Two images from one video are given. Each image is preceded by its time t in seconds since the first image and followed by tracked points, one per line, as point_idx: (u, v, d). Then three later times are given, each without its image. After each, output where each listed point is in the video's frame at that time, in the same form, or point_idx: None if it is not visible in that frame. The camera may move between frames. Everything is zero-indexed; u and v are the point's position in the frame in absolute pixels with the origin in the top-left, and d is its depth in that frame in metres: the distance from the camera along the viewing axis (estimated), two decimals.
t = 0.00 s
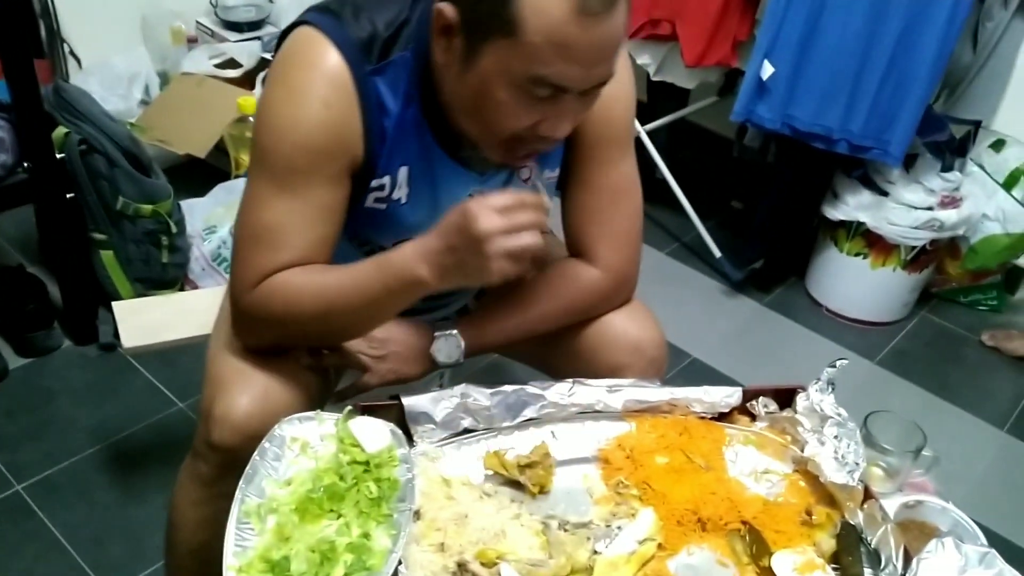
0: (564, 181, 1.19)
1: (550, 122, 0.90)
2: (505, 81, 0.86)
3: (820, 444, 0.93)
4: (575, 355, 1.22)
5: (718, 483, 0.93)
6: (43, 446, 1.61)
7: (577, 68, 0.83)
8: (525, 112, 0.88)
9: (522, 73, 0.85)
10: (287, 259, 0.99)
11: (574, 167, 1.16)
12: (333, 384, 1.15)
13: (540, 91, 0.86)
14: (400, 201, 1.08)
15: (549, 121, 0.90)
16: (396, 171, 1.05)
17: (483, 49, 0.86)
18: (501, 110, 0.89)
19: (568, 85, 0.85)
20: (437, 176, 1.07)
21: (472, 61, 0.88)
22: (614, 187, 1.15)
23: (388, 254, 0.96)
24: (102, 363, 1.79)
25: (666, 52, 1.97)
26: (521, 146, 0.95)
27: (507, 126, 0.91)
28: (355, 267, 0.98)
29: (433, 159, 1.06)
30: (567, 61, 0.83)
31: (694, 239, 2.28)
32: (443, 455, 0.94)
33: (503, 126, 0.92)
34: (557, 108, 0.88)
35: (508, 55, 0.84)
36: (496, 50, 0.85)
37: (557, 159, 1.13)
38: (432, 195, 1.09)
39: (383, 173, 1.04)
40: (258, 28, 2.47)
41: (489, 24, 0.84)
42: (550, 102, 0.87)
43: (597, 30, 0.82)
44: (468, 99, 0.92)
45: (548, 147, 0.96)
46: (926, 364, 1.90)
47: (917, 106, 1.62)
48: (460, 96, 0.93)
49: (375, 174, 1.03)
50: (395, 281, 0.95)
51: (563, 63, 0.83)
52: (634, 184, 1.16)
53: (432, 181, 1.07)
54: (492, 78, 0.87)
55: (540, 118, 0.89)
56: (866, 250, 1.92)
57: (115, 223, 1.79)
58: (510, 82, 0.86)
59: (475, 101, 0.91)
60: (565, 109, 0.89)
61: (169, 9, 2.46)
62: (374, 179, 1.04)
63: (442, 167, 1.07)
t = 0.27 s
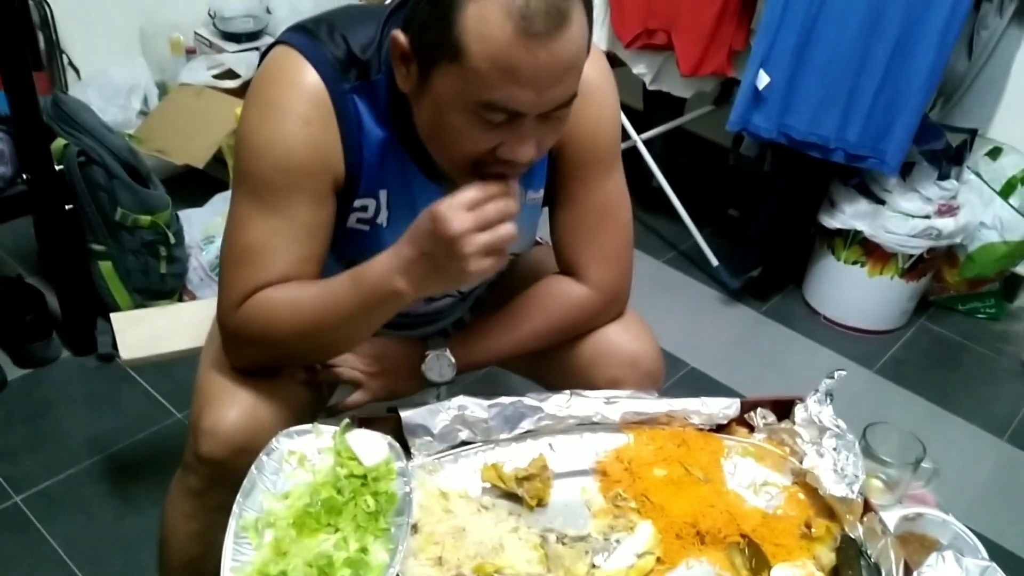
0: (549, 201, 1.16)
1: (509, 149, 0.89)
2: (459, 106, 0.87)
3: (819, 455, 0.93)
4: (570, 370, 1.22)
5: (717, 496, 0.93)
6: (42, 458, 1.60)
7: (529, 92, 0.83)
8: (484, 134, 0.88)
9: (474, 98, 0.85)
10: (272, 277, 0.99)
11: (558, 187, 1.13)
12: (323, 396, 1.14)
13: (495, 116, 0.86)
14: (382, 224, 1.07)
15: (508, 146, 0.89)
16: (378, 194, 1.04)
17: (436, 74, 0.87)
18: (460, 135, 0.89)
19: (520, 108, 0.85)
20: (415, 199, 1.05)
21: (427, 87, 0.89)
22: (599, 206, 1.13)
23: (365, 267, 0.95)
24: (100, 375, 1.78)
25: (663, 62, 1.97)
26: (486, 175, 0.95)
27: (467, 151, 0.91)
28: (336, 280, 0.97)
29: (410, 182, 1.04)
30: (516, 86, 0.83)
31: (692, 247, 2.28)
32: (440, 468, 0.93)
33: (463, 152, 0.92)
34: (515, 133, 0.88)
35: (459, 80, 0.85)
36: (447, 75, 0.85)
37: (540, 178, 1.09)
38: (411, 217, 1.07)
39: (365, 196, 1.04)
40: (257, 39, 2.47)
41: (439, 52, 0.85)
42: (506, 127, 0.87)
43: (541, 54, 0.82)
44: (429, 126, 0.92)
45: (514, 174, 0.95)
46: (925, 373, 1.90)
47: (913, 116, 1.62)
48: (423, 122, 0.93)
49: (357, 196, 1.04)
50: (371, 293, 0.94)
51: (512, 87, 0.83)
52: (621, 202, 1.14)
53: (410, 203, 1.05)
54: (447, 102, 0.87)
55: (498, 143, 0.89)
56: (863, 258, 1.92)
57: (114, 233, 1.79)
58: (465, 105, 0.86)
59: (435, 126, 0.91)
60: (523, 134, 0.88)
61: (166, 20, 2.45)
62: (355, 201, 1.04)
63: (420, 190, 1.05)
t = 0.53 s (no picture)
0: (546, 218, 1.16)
1: (512, 176, 0.89)
2: (462, 138, 0.86)
3: (819, 472, 0.91)
4: (567, 387, 1.21)
5: (717, 513, 0.92)
6: (42, 474, 1.59)
7: (532, 123, 0.83)
8: (487, 165, 0.88)
9: (478, 130, 0.85)
10: (267, 303, 1.00)
11: (557, 205, 1.13)
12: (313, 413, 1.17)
13: (499, 146, 0.86)
14: (381, 245, 1.07)
15: (511, 174, 0.89)
16: (381, 215, 1.04)
17: (437, 108, 0.87)
18: (463, 165, 0.89)
19: (523, 138, 0.85)
20: (416, 219, 1.06)
21: (429, 120, 0.89)
22: (598, 224, 1.13)
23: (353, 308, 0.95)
24: (101, 390, 1.78)
25: (660, 76, 1.97)
26: (487, 201, 0.95)
27: (470, 180, 0.91)
28: (327, 318, 0.98)
29: (410, 205, 1.04)
30: (519, 117, 0.83)
31: (690, 259, 2.27)
32: (440, 486, 0.93)
33: (465, 181, 0.91)
34: (519, 161, 0.88)
35: (461, 113, 0.85)
36: (450, 108, 0.85)
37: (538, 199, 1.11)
38: (411, 237, 1.08)
39: (367, 217, 1.04)
40: (257, 55, 2.49)
41: (440, 86, 0.85)
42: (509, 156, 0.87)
43: (540, 87, 0.82)
44: (431, 155, 0.92)
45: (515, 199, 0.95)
46: (926, 385, 1.89)
47: (910, 129, 1.63)
48: (425, 154, 0.93)
49: (358, 218, 1.03)
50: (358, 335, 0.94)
51: (514, 120, 0.83)
52: (620, 220, 1.14)
53: (411, 224, 1.06)
54: (449, 135, 0.87)
55: (501, 171, 0.89)
56: (862, 270, 1.91)
57: (115, 249, 1.78)
58: (467, 137, 0.86)
59: (437, 157, 0.91)
60: (526, 161, 0.88)
61: (169, 36, 2.43)
62: (356, 221, 1.04)
63: (420, 211, 1.05)
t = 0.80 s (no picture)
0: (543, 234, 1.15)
1: (508, 179, 0.88)
2: (457, 139, 0.86)
3: (821, 493, 0.90)
4: (565, 405, 1.20)
5: (719, 534, 0.91)
6: (42, 491, 1.58)
7: (526, 120, 0.83)
8: (481, 166, 0.87)
9: (472, 129, 0.84)
10: (268, 326, 1.00)
11: (554, 220, 1.12)
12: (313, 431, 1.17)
13: (493, 145, 0.85)
14: (378, 259, 1.06)
15: (507, 178, 0.88)
16: (379, 232, 1.03)
17: (432, 110, 0.86)
18: (458, 169, 0.88)
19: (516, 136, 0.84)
20: (412, 234, 1.04)
21: (423, 123, 0.88)
22: (596, 242, 1.12)
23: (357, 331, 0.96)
24: (101, 407, 1.77)
25: (658, 91, 1.98)
26: (484, 208, 0.93)
27: (465, 185, 0.90)
28: (329, 340, 0.98)
29: (408, 218, 1.03)
30: (512, 114, 0.82)
31: (688, 272, 2.27)
32: (440, 506, 0.92)
33: (460, 186, 0.90)
34: (514, 162, 0.87)
35: (455, 112, 0.84)
36: (444, 108, 0.85)
37: (534, 211, 1.09)
38: (408, 252, 1.06)
39: (367, 233, 1.02)
40: (259, 72, 2.49)
41: (434, 87, 0.85)
42: (504, 156, 0.86)
43: (532, 83, 0.82)
44: (426, 161, 0.91)
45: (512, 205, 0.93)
46: (927, 399, 1.88)
47: (908, 142, 1.63)
48: (421, 160, 0.92)
49: (358, 235, 1.02)
50: (361, 359, 0.95)
51: (507, 117, 0.83)
52: (618, 238, 1.13)
53: (408, 239, 1.05)
54: (443, 137, 0.87)
55: (496, 174, 0.88)
56: (861, 284, 1.91)
57: (118, 266, 1.77)
58: (462, 138, 0.86)
59: (433, 162, 0.90)
60: (522, 162, 0.87)
61: (171, 55, 2.45)
62: (354, 239, 1.02)
63: (417, 225, 1.04)
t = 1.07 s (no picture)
0: (539, 257, 1.14)
1: (498, 175, 0.86)
2: (442, 136, 0.85)
3: (824, 519, 0.89)
4: (560, 429, 1.20)
5: (721, 561, 0.90)
6: (42, 514, 1.56)
7: (508, 108, 0.83)
8: (468, 164, 0.86)
9: (455, 121, 0.84)
10: (266, 351, 0.99)
11: (548, 242, 1.12)
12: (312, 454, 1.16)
13: (478, 138, 0.85)
14: (374, 276, 1.05)
15: (496, 174, 0.86)
16: (372, 249, 1.02)
17: (414, 109, 0.86)
18: (445, 169, 0.87)
19: (498, 125, 0.83)
20: (408, 249, 1.03)
21: (408, 126, 0.88)
22: (592, 265, 1.12)
23: (356, 356, 0.95)
24: (100, 429, 1.76)
25: (653, 112, 1.98)
26: (479, 212, 0.91)
27: (455, 186, 0.88)
28: (328, 366, 0.98)
29: (404, 235, 1.02)
30: (491, 101, 0.82)
31: (686, 291, 2.26)
32: (439, 532, 0.91)
33: (450, 189, 0.88)
34: (501, 157, 0.86)
35: (438, 108, 0.84)
36: (427, 105, 0.85)
37: (530, 226, 1.06)
38: (403, 268, 1.05)
39: (360, 251, 1.01)
40: (258, 95, 2.49)
41: (416, 85, 0.85)
42: (490, 151, 0.86)
43: (509, 69, 0.82)
44: (415, 166, 0.90)
45: (507, 207, 0.91)
46: (928, 419, 1.87)
47: (907, 160, 1.62)
48: (410, 167, 0.91)
49: (351, 253, 1.01)
50: (358, 384, 0.94)
51: (487, 104, 0.82)
52: (612, 262, 1.13)
53: (404, 255, 1.04)
54: (427, 136, 0.86)
55: (485, 171, 0.87)
56: (862, 303, 1.89)
57: (119, 289, 1.76)
58: (445, 134, 0.85)
59: (421, 166, 0.89)
60: (509, 155, 0.86)
61: (173, 78, 2.44)
62: (349, 256, 1.01)
63: (413, 241, 1.02)
